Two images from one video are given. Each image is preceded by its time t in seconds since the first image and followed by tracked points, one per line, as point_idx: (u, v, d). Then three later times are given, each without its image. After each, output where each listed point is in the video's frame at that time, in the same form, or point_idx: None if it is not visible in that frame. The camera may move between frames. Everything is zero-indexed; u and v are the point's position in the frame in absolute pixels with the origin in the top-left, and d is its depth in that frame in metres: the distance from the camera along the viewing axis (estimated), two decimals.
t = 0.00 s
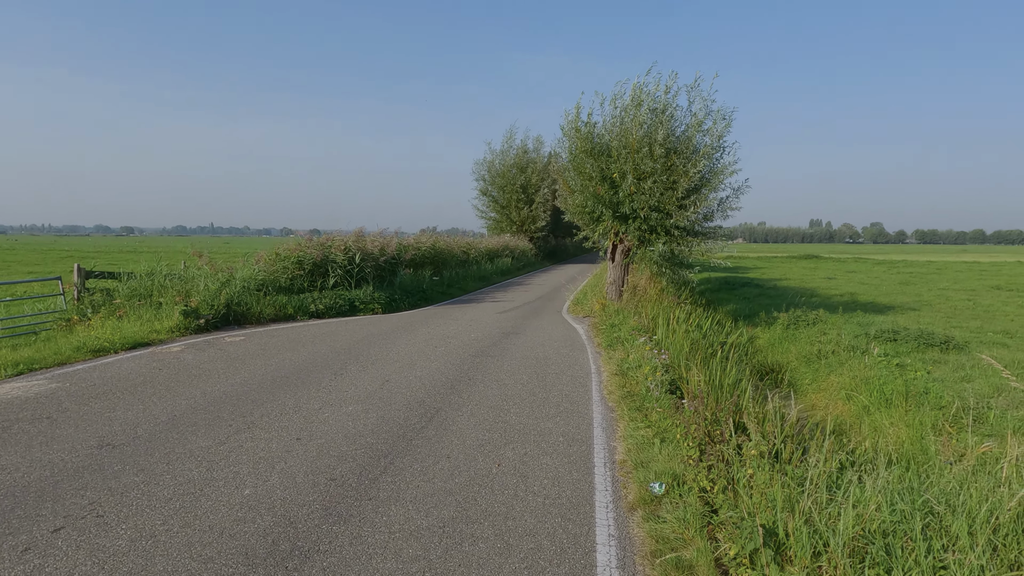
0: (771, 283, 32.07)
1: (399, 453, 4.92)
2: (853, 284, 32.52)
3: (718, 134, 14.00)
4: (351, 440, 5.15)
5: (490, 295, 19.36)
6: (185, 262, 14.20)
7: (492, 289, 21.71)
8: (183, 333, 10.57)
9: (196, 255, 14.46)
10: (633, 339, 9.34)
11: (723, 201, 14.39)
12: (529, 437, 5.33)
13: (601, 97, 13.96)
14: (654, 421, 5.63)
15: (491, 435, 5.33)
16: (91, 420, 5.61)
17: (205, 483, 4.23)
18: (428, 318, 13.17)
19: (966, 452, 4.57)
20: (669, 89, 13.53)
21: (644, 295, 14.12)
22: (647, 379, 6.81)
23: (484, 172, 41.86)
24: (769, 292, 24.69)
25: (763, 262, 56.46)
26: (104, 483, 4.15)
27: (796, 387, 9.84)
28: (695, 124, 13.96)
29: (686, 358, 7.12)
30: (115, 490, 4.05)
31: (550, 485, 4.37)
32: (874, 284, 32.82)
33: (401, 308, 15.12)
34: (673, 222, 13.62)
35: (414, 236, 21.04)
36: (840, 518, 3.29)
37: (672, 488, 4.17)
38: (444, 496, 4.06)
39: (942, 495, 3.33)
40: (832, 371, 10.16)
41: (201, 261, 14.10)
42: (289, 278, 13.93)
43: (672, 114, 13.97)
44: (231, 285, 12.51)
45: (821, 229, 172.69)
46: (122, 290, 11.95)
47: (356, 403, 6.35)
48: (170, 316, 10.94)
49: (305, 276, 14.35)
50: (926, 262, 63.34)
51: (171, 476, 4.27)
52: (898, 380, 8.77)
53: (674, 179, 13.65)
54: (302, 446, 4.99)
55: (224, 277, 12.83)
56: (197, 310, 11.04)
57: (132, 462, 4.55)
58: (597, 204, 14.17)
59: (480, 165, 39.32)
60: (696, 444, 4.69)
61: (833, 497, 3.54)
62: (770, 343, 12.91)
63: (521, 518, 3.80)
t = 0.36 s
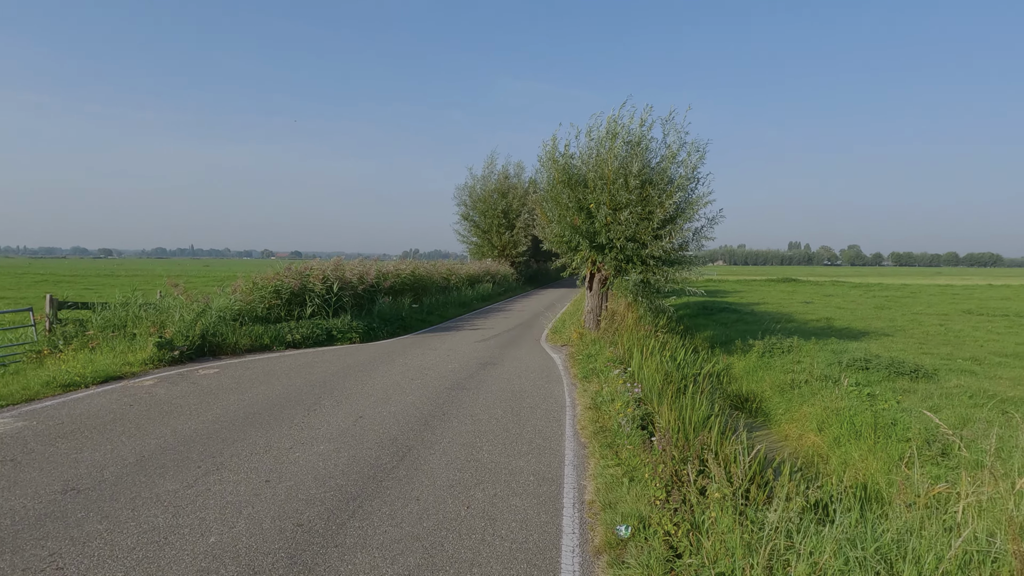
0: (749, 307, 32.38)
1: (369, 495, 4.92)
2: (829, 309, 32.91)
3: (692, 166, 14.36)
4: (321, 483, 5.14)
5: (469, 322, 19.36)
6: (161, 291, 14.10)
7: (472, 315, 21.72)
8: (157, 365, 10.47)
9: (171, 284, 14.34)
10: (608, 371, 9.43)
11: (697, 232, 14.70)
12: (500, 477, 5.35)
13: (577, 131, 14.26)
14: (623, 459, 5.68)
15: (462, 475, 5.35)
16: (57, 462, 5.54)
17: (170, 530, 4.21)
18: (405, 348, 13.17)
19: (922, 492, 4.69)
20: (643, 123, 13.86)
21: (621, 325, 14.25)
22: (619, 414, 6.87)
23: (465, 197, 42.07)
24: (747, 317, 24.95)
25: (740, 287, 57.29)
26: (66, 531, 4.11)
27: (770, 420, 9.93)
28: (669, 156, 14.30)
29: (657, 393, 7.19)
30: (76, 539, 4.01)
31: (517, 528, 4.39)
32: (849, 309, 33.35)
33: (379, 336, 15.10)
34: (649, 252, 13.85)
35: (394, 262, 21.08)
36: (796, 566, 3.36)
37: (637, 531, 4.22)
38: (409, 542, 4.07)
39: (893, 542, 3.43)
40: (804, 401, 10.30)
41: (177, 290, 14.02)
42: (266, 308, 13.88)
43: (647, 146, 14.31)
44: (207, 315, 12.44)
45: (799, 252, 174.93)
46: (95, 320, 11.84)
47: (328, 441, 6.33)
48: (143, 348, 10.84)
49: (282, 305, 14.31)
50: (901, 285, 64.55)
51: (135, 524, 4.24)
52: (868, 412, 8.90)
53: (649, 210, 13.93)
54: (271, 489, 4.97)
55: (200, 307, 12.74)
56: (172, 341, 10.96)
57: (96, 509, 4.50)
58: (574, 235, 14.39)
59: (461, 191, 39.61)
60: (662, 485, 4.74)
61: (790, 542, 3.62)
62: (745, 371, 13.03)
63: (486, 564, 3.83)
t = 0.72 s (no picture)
0: (720, 329, 32.77)
1: (331, 538, 4.90)
2: (799, 331, 33.45)
3: (660, 196, 14.78)
4: (283, 525, 5.10)
5: (442, 347, 19.30)
6: (127, 320, 13.88)
7: (446, 341, 21.66)
8: (121, 397, 10.29)
9: (138, 312, 14.12)
10: (576, 402, 9.49)
11: (666, 260, 15.03)
12: (464, 517, 5.36)
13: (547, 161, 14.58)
14: (587, 496, 5.73)
15: (426, 516, 5.35)
16: (11, 506, 5.42)
17: None
18: (376, 377, 13.10)
19: (872, 530, 4.82)
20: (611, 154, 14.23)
21: (592, 353, 14.35)
22: (586, 448, 6.92)
23: (441, 219, 42.16)
24: (719, 341, 25.23)
25: (712, 308, 58.01)
26: None
27: (737, 449, 10.07)
28: (637, 186, 14.70)
29: (623, 426, 7.26)
30: None
31: (478, 571, 4.41)
32: (819, 331, 33.93)
33: (350, 364, 15.02)
34: (619, 280, 14.10)
35: (367, 288, 21.01)
36: None
37: (597, 572, 4.27)
38: None
39: None
40: (770, 429, 10.45)
41: (144, 318, 13.80)
42: (235, 336, 13.74)
43: (615, 177, 14.67)
44: (174, 344, 12.27)
45: (772, 272, 177.64)
46: (58, 351, 11.61)
47: (293, 480, 6.28)
48: (107, 379, 10.64)
49: (252, 333, 14.18)
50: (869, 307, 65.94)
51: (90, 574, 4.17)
52: (831, 441, 9.07)
53: (618, 239, 14.22)
54: (231, 533, 4.92)
55: (167, 336, 12.57)
56: (137, 372, 10.78)
57: (50, 558, 4.42)
58: (546, 262, 14.59)
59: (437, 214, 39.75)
60: (624, 525, 4.81)
61: None
62: (715, 398, 13.18)
63: None
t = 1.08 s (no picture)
0: (691, 348, 33.11)
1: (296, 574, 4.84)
2: (768, 350, 33.95)
3: (629, 220, 15.22)
4: (247, 561, 5.03)
5: (413, 369, 19.19)
6: (90, 344, 13.58)
7: (418, 362, 21.55)
8: (82, 425, 10.03)
9: (101, 336, 13.81)
10: (547, 427, 9.54)
11: (635, 283, 15.38)
12: (432, 549, 5.34)
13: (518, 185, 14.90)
14: (556, 525, 5.76)
15: (394, 548, 5.32)
16: None
17: None
18: (346, 401, 12.97)
19: (832, 557, 4.93)
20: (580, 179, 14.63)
21: (563, 376, 14.43)
22: (554, 475, 6.95)
23: (414, 238, 42.13)
24: (689, 360, 25.50)
25: (683, 326, 58.76)
26: None
27: (705, 473, 10.20)
28: (607, 210, 15.13)
29: (592, 453, 7.32)
30: None
31: None
32: (787, 350, 34.49)
33: (320, 388, 14.86)
34: (589, 303, 14.34)
35: (338, 309, 20.86)
36: None
37: None
38: None
39: None
40: (737, 451, 10.59)
41: (108, 343, 13.50)
42: (203, 360, 13.52)
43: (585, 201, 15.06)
44: (139, 369, 12.03)
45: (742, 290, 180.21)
46: (17, 377, 11.29)
47: (259, 512, 6.19)
48: (68, 407, 10.37)
49: (220, 357, 13.96)
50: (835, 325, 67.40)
51: None
52: (796, 463, 9.24)
53: (588, 262, 14.51)
54: (194, 570, 4.84)
55: (132, 361, 12.32)
56: (99, 399, 10.53)
57: None
58: (517, 285, 14.79)
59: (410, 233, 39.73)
60: (591, 557, 4.86)
61: None
62: (684, 420, 13.31)
63: None
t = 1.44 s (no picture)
0: (664, 362, 33.37)
1: None
2: (740, 364, 34.36)
3: (602, 237, 15.46)
4: None
5: (386, 385, 19.04)
6: (53, 361, 13.25)
7: (391, 378, 21.38)
8: (42, 446, 9.76)
9: (65, 353, 13.48)
10: (518, 445, 9.54)
11: (607, 299, 15.58)
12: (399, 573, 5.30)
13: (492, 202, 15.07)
14: (525, 546, 5.76)
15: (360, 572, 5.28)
16: None
17: None
18: (317, 419, 12.81)
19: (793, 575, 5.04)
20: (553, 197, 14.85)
21: (536, 392, 14.45)
22: (525, 495, 6.95)
23: (388, 252, 41.97)
24: (662, 375, 25.69)
25: (657, 340, 59.20)
26: None
27: (676, 489, 10.29)
28: (580, 228, 15.35)
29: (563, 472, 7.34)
30: None
31: None
32: (758, 364, 34.91)
33: (291, 405, 14.67)
34: (562, 319, 14.48)
35: (310, 325, 20.66)
36: None
37: None
38: None
39: None
40: (708, 467, 10.69)
41: (71, 361, 13.19)
42: (170, 378, 13.28)
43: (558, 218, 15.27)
44: (103, 388, 11.76)
45: (715, 303, 182.32)
46: None
47: (224, 536, 6.09)
48: (28, 427, 10.10)
49: (189, 375, 13.73)
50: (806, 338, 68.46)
51: None
52: (765, 478, 9.35)
53: (561, 279, 14.68)
54: None
55: (96, 379, 12.05)
56: (60, 419, 10.27)
57: None
58: (491, 301, 14.87)
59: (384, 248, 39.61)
60: None
61: None
62: (656, 436, 13.40)
63: None
